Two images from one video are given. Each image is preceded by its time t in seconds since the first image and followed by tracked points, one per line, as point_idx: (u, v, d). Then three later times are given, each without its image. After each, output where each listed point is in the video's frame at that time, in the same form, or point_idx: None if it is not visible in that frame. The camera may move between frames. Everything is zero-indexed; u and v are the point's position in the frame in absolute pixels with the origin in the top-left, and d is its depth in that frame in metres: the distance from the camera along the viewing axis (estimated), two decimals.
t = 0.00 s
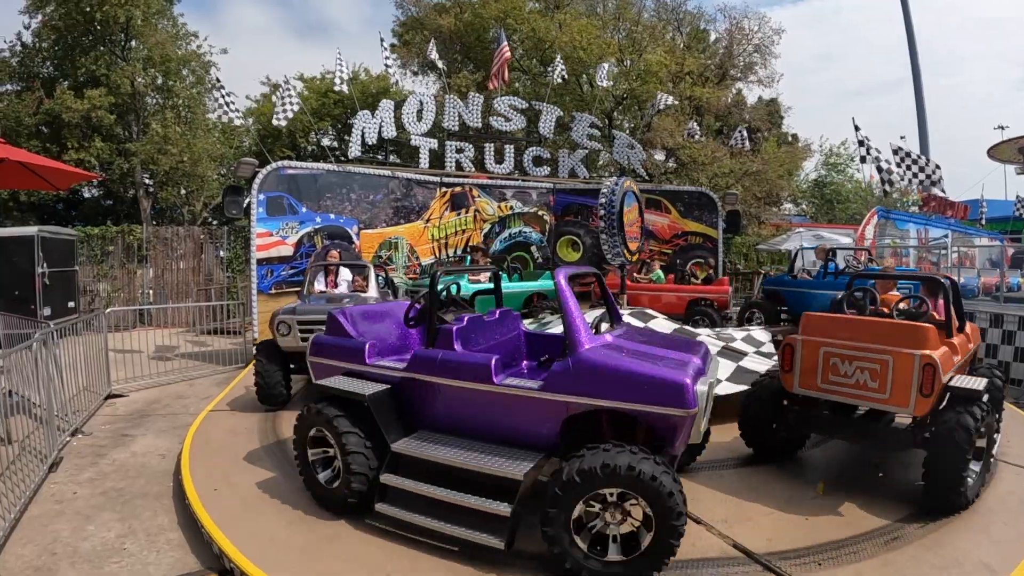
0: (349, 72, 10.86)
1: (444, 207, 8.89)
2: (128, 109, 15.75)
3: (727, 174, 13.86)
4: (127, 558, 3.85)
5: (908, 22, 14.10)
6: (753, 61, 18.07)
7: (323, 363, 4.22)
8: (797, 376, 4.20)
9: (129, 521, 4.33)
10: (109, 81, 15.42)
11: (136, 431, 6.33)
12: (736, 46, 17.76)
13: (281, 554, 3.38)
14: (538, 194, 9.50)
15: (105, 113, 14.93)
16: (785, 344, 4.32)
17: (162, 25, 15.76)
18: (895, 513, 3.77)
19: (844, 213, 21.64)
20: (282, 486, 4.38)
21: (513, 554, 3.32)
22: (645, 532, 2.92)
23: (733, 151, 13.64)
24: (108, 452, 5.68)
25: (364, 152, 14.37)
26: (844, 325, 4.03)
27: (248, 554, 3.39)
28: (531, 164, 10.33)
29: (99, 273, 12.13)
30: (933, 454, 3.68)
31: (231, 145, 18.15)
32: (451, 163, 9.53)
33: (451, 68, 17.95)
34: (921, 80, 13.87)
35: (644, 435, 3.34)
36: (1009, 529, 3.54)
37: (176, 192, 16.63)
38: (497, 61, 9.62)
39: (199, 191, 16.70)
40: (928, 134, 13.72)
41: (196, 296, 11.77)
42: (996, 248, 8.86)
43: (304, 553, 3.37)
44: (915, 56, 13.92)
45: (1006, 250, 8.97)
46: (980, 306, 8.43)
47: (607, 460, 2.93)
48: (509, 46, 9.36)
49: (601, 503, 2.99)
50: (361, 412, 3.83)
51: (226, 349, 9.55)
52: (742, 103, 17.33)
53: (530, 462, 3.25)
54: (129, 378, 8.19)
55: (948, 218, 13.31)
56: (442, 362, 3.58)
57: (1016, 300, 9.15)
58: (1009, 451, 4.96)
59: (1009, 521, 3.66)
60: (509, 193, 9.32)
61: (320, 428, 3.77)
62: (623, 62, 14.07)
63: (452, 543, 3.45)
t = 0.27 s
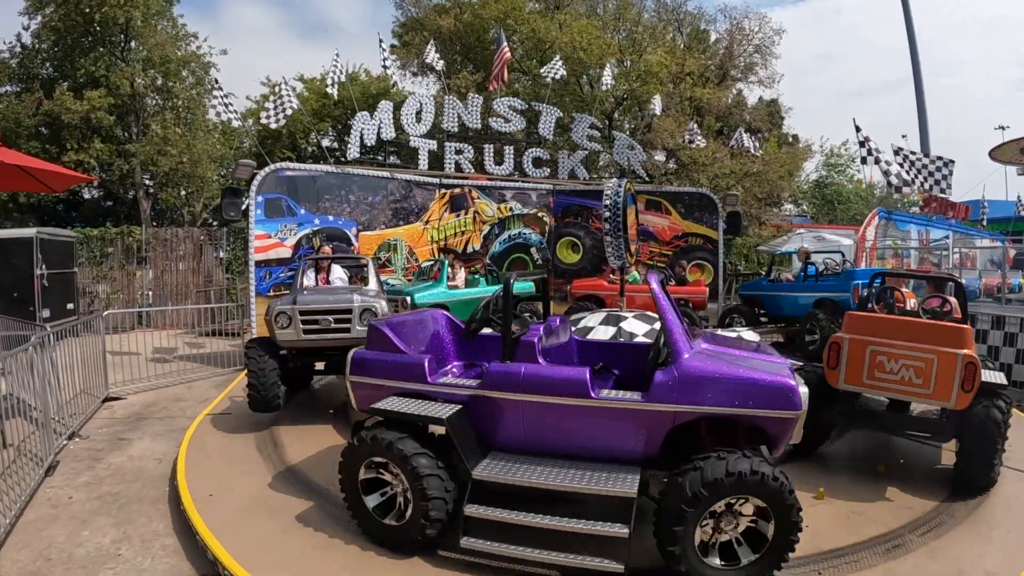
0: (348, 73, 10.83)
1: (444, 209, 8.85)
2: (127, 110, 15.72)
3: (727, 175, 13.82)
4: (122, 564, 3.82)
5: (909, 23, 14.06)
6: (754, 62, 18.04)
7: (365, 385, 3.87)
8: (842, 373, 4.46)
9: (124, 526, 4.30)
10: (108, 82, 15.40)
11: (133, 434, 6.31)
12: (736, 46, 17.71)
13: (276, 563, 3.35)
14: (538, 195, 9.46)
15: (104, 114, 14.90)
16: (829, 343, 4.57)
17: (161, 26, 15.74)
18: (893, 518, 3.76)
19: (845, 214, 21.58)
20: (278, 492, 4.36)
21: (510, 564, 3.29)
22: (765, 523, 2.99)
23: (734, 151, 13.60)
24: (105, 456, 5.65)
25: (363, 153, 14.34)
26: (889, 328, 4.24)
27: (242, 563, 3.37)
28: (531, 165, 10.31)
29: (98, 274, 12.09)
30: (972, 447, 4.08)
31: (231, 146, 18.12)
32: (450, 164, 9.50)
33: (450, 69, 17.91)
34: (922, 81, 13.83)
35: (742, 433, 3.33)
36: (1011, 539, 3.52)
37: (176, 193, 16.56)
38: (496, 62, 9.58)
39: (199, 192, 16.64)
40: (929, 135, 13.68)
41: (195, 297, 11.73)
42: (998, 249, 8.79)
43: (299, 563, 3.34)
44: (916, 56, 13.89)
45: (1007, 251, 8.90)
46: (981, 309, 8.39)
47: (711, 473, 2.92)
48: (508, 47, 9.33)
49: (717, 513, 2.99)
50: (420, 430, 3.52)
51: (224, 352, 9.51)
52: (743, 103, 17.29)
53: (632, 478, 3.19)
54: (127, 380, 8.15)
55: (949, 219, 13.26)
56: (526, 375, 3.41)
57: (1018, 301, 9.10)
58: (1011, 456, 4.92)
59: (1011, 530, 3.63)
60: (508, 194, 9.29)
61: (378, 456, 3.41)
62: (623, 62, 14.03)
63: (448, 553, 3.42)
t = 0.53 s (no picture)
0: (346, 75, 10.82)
1: (441, 210, 8.83)
2: (126, 111, 15.70)
3: (726, 176, 13.81)
4: (117, 569, 3.80)
5: (908, 24, 14.06)
6: (753, 62, 18.02)
7: (432, 405, 3.42)
8: (870, 372, 4.71)
9: (119, 531, 4.28)
10: (107, 83, 15.39)
11: (129, 437, 6.28)
12: (735, 47, 17.70)
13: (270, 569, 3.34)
14: (536, 197, 9.44)
15: (103, 115, 14.89)
16: (856, 347, 4.80)
17: (160, 26, 15.73)
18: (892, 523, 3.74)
19: (845, 215, 21.55)
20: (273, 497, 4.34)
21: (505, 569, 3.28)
22: (859, 506, 3.12)
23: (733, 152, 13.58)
24: (101, 459, 5.63)
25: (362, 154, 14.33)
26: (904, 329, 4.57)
27: (237, 569, 3.35)
28: (529, 167, 10.30)
29: (96, 276, 12.07)
30: (980, 442, 4.48)
31: (230, 147, 18.10)
32: (448, 165, 9.48)
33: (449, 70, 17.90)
34: (921, 82, 13.81)
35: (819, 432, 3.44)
36: (1009, 544, 3.50)
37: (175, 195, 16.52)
38: (495, 64, 9.57)
39: (198, 193, 16.59)
40: (928, 136, 13.66)
41: (193, 299, 11.71)
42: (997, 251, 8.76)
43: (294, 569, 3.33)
44: (915, 57, 13.87)
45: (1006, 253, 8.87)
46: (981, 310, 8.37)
47: (818, 474, 3.01)
48: (507, 48, 9.31)
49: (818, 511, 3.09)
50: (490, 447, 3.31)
51: (222, 354, 9.49)
52: (742, 104, 17.28)
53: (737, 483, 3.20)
54: (125, 383, 8.13)
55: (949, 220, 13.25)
56: (627, 385, 3.26)
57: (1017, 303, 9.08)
58: (1011, 460, 4.91)
59: (1010, 535, 3.62)
60: (506, 195, 9.28)
61: (452, 487, 3.15)
62: (622, 63, 14.01)
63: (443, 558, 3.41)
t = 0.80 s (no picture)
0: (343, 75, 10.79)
1: (439, 211, 8.82)
2: (124, 112, 15.67)
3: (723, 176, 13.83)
4: (113, 571, 3.79)
5: (906, 24, 14.07)
6: (751, 63, 18.03)
7: (532, 420, 3.24)
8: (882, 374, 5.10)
9: (115, 533, 4.27)
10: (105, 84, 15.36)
11: (126, 439, 6.27)
12: (733, 47, 17.70)
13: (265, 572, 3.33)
14: (534, 197, 9.45)
15: (101, 116, 14.86)
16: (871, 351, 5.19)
17: (158, 27, 15.70)
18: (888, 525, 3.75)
19: (843, 215, 21.56)
20: (268, 500, 4.32)
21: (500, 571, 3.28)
22: (921, 498, 3.43)
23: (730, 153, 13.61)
24: (97, 461, 5.61)
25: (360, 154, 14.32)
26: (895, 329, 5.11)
27: (232, 571, 3.35)
28: (526, 167, 10.30)
29: (93, 277, 12.03)
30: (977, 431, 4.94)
31: (228, 148, 18.09)
32: (445, 166, 9.47)
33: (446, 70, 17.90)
34: (918, 81, 13.82)
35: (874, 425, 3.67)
36: (1005, 546, 3.52)
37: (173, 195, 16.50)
38: (492, 64, 9.55)
39: (196, 194, 16.57)
40: (926, 136, 13.66)
41: (190, 300, 11.70)
42: (994, 251, 8.77)
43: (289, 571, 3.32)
44: (913, 56, 13.87)
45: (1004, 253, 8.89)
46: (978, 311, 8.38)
47: (898, 463, 3.25)
48: (504, 49, 9.30)
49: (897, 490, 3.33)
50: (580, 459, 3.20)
51: (219, 355, 9.47)
52: (739, 104, 17.28)
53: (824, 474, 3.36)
54: (122, 384, 8.11)
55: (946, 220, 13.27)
56: (728, 393, 3.30)
57: (1015, 303, 9.09)
58: (1007, 460, 4.92)
59: (1006, 536, 3.64)
60: (503, 196, 9.27)
61: (559, 515, 2.99)
62: (619, 63, 14.01)
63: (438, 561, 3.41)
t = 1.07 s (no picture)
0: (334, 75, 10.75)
1: (430, 210, 8.80)
2: (115, 112, 15.60)
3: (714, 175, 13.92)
4: (104, 573, 3.76)
5: (896, 23, 14.13)
6: (742, 62, 18.06)
7: (641, 421, 3.15)
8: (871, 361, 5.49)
9: (106, 534, 4.24)
10: (96, 84, 15.28)
11: (118, 440, 6.23)
12: (724, 46, 17.73)
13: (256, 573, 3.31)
14: (525, 196, 9.38)
15: (91, 116, 14.77)
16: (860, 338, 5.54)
17: (148, 26, 15.62)
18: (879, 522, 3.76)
19: (834, 213, 21.64)
20: (258, 500, 4.30)
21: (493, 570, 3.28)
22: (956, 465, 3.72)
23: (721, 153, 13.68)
24: (89, 462, 5.58)
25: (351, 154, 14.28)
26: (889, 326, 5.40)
27: (222, 572, 3.32)
28: (517, 167, 10.29)
29: (84, 277, 11.96)
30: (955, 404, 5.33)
31: (219, 148, 18.02)
32: (437, 166, 9.45)
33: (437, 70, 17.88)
34: (909, 80, 13.87)
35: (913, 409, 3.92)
36: (996, 542, 3.54)
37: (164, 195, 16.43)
38: (483, 63, 9.52)
39: (187, 194, 16.49)
40: (917, 135, 13.72)
41: (182, 301, 11.65)
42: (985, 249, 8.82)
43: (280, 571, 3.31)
44: (904, 55, 13.92)
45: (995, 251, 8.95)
46: (969, 308, 8.41)
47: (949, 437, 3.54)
48: (495, 48, 9.28)
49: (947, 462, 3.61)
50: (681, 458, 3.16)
51: (211, 355, 9.43)
52: (731, 103, 17.31)
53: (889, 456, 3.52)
54: (113, 385, 8.06)
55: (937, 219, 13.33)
56: (812, 383, 3.43)
57: (1006, 300, 9.15)
58: (998, 458, 4.95)
59: (997, 533, 3.66)
60: (494, 195, 9.25)
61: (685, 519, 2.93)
62: (611, 62, 14.01)
63: (431, 560, 3.40)
